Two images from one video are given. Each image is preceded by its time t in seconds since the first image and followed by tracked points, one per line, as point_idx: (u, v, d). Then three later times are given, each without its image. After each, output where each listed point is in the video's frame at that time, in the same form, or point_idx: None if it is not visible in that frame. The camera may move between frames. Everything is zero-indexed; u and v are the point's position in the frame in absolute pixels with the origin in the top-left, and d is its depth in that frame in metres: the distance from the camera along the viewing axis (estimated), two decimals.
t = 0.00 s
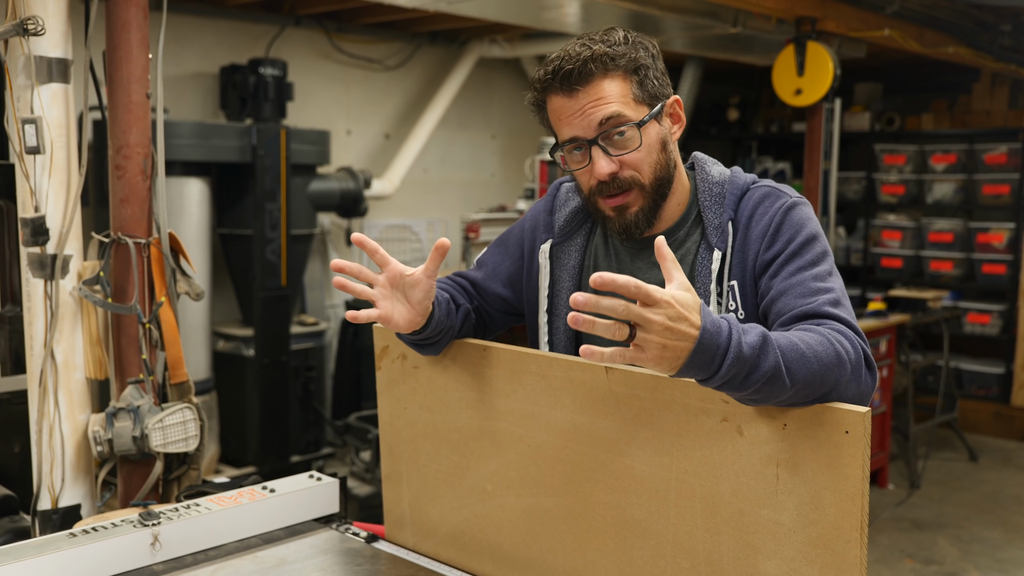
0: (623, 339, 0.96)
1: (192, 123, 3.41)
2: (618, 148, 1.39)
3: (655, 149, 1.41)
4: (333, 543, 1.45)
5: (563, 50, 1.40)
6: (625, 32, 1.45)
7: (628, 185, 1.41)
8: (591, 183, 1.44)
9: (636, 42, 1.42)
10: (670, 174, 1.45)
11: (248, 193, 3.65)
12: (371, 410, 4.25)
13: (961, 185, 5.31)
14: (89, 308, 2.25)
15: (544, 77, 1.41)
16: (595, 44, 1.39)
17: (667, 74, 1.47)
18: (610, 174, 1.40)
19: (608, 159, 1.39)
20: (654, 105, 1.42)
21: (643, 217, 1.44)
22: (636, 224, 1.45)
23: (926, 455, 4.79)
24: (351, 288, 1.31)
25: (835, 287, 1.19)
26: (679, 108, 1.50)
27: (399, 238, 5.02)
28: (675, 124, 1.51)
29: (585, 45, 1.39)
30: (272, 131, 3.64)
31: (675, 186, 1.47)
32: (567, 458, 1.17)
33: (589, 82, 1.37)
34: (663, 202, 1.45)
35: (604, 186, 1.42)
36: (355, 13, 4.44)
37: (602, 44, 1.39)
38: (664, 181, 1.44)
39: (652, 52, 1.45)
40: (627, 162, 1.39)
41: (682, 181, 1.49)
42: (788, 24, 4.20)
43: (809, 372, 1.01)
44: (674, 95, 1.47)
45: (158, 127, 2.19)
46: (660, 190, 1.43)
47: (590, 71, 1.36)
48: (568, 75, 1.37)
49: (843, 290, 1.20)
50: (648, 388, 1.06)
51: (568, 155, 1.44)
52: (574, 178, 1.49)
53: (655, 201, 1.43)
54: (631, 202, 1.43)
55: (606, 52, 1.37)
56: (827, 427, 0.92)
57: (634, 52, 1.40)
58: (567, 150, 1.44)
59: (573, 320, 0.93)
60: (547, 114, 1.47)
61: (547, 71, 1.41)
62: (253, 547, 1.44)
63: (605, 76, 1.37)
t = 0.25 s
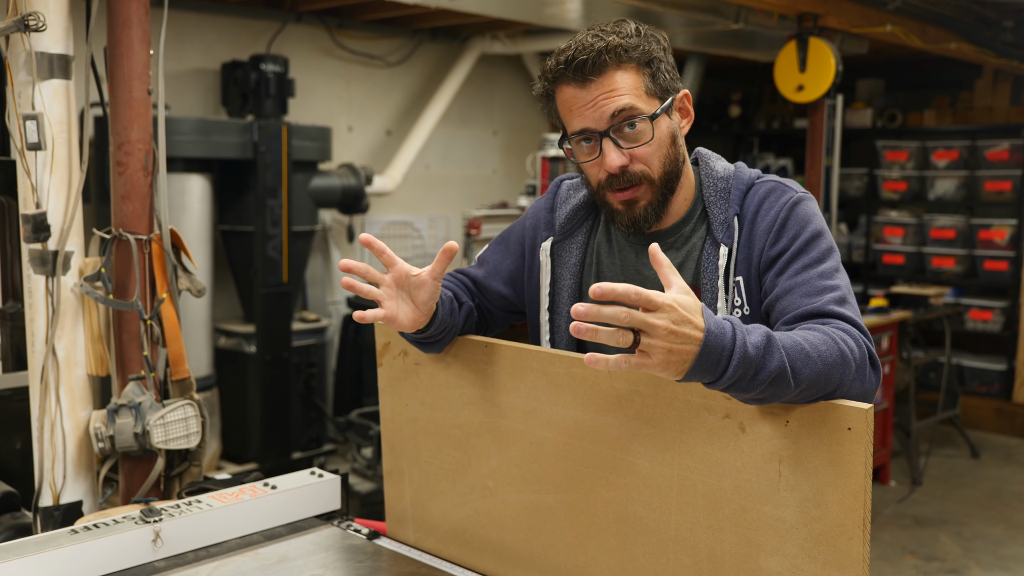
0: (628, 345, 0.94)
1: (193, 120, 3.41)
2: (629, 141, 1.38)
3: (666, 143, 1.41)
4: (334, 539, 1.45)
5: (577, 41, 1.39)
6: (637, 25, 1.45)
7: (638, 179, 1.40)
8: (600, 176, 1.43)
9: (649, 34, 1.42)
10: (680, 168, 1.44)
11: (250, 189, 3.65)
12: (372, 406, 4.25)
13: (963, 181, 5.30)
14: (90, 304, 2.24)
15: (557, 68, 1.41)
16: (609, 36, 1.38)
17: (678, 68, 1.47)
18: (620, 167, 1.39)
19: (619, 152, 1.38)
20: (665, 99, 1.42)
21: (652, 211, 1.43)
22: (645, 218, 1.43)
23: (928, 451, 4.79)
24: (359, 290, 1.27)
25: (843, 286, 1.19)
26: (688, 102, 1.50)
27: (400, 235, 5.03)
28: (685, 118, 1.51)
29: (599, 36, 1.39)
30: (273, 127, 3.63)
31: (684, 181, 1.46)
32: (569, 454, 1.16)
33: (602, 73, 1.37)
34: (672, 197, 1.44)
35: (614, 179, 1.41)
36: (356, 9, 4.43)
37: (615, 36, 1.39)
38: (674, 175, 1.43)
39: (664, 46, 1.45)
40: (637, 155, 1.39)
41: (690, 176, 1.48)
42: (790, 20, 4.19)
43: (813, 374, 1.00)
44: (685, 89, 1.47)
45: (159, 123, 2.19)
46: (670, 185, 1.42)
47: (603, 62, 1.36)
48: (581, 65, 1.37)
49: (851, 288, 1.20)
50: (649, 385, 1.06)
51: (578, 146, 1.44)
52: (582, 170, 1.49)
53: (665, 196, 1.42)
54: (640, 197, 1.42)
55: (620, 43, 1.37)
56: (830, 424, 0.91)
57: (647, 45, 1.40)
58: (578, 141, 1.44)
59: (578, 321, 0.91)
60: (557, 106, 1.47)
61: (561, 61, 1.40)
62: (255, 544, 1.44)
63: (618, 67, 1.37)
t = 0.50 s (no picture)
0: (625, 342, 0.93)
1: (194, 118, 3.40)
2: (631, 137, 1.38)
3: (667, 140, 1.40)
4: (335, 537, 1.44)
5: (580, 36, 1.39)
6: (640, 22, 1.45)
7: (639, 175, 1.40)
8: (601, 172, 1.43)
9: (651, 32, 1.42)
10: (681, 165, 1.44)
11: (251, 187, 3.65)
12: (373, 404, 4.25)
13: (965, 178, 5.28)
14: (90, 301, 2.24)
15: (559, 62, 1.40)
16: (613, 32, 1.38)
17: (681, 67, 1.47)
18: (622, 163, 1.39)
19: (621, 148, 1.38)
20: (666, 96, 1.41)
21: (654, 208, 1.43)
22: (647, 215, 1.43)
23: (929, 449, 4.78)
24: (363, 292, 1.28)
25: (846, 284, 1.18)
26: (690, 101, 1.49)
27: (402, 233, 5.03)
28: (687, 116, 1.50)
29: (602, 32, 1.39)
30: (274, 125, 3.63)
31: (686, 179, 1.46)
32: (570, 452, 1.16)
33: (604, 68, 1.36)
34: (673, 194, 1.44)
35: (615, 174, 1.41)
36: (357, 7, 4.42)
37: (618, 31, 1.38)
38: (675, 172, 1.42)
39: (667, 44, 1.45)
40: (639, 152, 1.38)
41: (691, 174, 1.48)
42: (791, 17, 4.18)
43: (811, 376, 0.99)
44: (687, 87, 1.46)
45: (159, 120, 2.19)
46: (671, 182, 1.42)
47: (607, 57, 1.35)
48: (585, 60, 1.36)
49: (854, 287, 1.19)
50: (651, 383, 1.05)
51: (579, 142, 1.43)
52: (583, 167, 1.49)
53: (667, 192, 1.42)
54: (642, 193, 1.42)
55: (624, 39, 1.36)
56: (832, 422, 0.91)
57: (650, 42, 1.40)
58: (578, 137, 1.43)
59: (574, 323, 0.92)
60: (559, 101, 1.46)
61: (564, 56, 1.40)
62: (256, 542, 1.44)
63: (621, 63, 1.36)
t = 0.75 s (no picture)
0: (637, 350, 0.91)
1: (194, 116, 3.40)
2: (632, 135, 1.38)
3: (670, 138, 1.40)
4: (334, 537, 1.44)
5: (583, 34, 1.39)
6: (646, 20, 1.44)
7: (641, 172, 1.40)
8: (604, 169, 1.43)
9: (657, 31, 1.42)
10: (684, 164, 1.43)
11: (250, 185, 3.64)
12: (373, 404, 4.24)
13: (965, 178, 5.28)
14: (89, 301, 2.24)
15: (563, 60, 1.41)
16: (616, 30, 1.38)
17: (687, 65, 1.46)
18: (624, 161, 1.39)
19: (622, 146, 1.38)
20: (671, 95, 1.41)
21: (658, 207, 1.43)
22: (650, 213, 1.43)
23: (929, 449, 4.78)
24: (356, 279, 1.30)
25: (844, 282, 1.18)
26: (696, 100, 1.48)
27: (401, 232, 5.03)
28: (691, 116, 1.49)
29: (606, 30, 1.38)
30: (274, 124, 3.63)
31: (689, 177, 1.46)
32: (569, 452, 1.16)
33: (607, 66, 1.36)
34: (677, 192, 1.44)
35: (617, 172, 1.41)
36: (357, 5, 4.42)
37: (622, 30, 1.38)
38: (678, 171, 1.42)
39: (673, 43, 1.43)
40: (641, 150, 1.38)
41: (696, 172, 1.48)
42: (791, 17, 4.18)
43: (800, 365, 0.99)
44: (692, 86, 1.45)
45: (158, 119, 2.18)
46: (674, 180, 1.41)
47: (608, 56, 1.35)
48: (587, 58, 1.36)
49: (852, 286, 1.19)
50: (650, 383, 1.05)
51: (582, 140, 1.43)
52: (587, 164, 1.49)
53: (671, 190, 1.42)
54: (645, 190, 1.42)
55: (626, 38, 1.36)
56: (831, 422, 0.91)
57: (654, 40, 1.39)
58: (582, 135, 1.43)
59: (589, 349, 0.91)
60: (563, 98, 1.46)
61: (567, 54, 1.40)
62: (254, 542, 1.43)
63: (623, 62, 1.36)
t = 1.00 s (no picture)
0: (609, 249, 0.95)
1: (193, 114, 3.39)
2: (635, 132, 1.38)
3: (675, 136, 1.39)
4: (333, 535, 1.44)
5: (595, 28, 1.38)
6: (662, 15, 1.42)
7: (642, 168, 1.40)
8: (606, 162, 1.43)
9: (671, 27, 1.40)
10: (689, 163, 1.43)
11: (249, 183, 3.64)
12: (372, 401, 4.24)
13: (964, 176, 5.28)
14: (87, 298, 2.24)
15: (574, 52, 1.40)
16: (628, 25, 1.37)
17: (703, 62, 1.43)
18: (625, 156, 1.39)
19: (624, 142, 1.38)
20: (681, 93, 1.39)
21: (656, 203, 1.43)
22: (648, 208, 1.43)
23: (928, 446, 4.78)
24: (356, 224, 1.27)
25: (827, 262, 1.18)
26: (709, 97, 1.45)
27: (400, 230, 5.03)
28: (704, 113, 1.45)
29: (617, 25, 1.37)
30: (273, 121, 3.62)
31: (693, 177, 1.45)
32: (567, 450, 1.16)
33: (614, 63, 1.36)
34: (680, 189, 1.43)
35: (618, 166, 1.42)
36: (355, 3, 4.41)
37: (633, 26, 1.37)
38: (683, 169, 1.41)
39: (688, 40, 1.41)
40: (643, 147, 1.38)
41: (703, 167, 1.47)
42: (790, 14, 4.17)
43: (760, 292, 1.04)
44: (705, 84, 1.43)
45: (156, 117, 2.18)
46: (677, 178, 1.41)
47: (616, 53, 1.34)
48: (594, 53, 1.36)
49: (835, 267, 1.17)
50: (650, 380, 1.05)
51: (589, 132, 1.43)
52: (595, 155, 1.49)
53: (671, 187, 1.42)
54: (646, 186, 1.42)
55: (636, 35, 1.35)
56: (830, 420, 0.90)
57: (666, 38, 1.37)
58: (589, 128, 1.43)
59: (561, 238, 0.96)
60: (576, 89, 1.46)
61: (577, 46, 1.40)
62: (253, 539, 1.43)
63: (631, 59, 1.35)
